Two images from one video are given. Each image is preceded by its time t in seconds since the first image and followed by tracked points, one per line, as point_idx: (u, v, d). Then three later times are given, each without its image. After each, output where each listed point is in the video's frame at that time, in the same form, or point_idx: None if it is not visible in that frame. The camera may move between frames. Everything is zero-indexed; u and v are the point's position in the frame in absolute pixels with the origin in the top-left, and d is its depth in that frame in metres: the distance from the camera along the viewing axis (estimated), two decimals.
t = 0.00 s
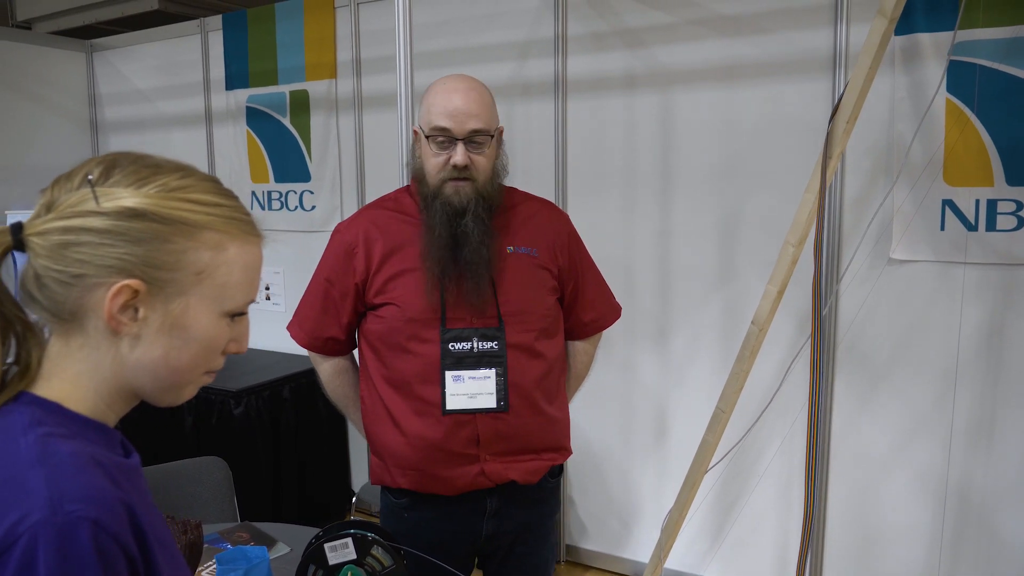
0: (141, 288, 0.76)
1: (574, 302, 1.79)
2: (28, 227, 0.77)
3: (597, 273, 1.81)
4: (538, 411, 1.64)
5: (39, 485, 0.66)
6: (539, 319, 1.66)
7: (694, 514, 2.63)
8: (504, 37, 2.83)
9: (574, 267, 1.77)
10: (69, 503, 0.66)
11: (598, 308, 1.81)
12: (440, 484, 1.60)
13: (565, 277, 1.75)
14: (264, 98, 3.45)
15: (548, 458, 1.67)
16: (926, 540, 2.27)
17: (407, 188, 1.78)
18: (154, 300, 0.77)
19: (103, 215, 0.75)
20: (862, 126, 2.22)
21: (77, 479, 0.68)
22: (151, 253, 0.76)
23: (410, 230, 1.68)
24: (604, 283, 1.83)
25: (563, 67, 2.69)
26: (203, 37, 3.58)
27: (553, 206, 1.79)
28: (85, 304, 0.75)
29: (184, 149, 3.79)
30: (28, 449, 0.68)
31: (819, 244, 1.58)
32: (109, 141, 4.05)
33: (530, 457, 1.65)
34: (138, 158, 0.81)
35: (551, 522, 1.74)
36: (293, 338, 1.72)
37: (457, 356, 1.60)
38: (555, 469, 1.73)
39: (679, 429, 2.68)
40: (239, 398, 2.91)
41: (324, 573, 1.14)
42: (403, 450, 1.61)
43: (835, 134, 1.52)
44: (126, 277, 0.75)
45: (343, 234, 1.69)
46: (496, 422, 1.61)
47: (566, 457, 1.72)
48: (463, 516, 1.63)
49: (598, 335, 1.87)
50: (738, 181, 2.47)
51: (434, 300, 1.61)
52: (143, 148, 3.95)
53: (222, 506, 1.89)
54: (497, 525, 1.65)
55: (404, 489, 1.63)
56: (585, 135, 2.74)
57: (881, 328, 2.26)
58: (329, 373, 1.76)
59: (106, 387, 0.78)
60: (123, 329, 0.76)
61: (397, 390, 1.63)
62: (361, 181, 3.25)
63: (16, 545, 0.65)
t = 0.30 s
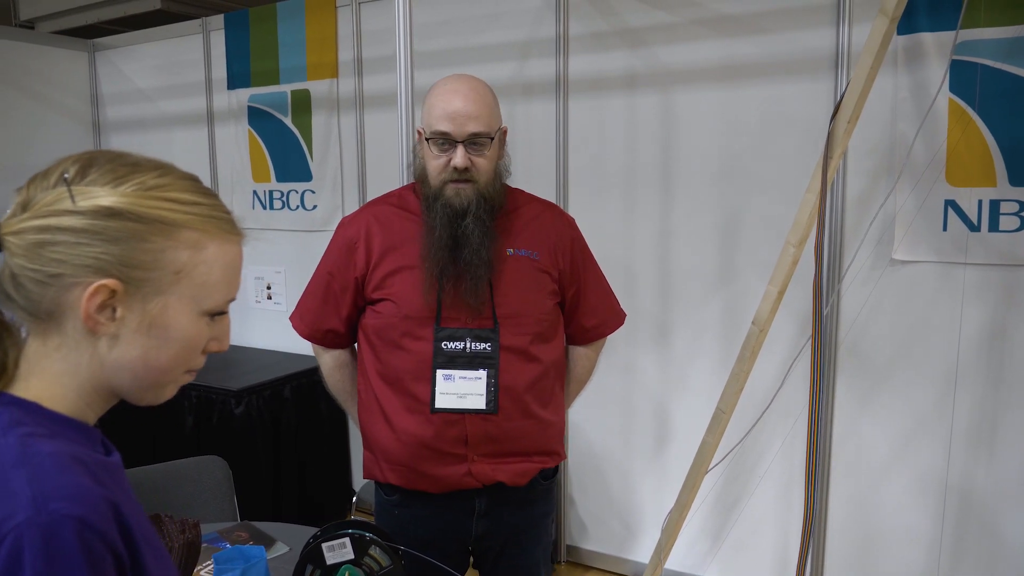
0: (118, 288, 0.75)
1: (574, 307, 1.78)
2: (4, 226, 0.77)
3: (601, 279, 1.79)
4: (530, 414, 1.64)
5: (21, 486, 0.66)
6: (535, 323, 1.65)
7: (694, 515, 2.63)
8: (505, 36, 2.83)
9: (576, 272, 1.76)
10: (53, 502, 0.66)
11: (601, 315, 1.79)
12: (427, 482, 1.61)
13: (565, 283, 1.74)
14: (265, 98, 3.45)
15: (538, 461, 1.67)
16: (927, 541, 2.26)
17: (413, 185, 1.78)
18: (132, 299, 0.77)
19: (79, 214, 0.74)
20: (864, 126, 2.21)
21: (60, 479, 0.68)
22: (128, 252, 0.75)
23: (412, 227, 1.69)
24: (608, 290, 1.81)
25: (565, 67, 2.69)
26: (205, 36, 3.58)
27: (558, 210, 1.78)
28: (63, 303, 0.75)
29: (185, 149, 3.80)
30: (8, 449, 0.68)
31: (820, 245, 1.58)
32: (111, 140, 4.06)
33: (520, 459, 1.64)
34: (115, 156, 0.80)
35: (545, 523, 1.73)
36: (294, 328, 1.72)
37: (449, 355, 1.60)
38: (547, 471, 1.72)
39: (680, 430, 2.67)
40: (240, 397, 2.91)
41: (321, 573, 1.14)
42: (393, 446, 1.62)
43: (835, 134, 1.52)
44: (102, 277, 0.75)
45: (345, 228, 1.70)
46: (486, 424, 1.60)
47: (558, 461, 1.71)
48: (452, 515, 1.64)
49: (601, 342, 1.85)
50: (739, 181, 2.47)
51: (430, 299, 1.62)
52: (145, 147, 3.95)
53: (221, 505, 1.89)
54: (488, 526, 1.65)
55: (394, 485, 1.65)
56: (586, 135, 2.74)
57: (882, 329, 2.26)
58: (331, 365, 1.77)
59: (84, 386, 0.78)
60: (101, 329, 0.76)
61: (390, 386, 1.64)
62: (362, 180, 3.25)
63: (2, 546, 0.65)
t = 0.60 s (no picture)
0: (162, 283, 0.82)
1: (577, 311, 1.78)
2: (18, 273, 0.74)
3: (604, 284, 1.79)
4: (531, 415, 1.63)
5: (23, 486, 0.68)
6: (536, 326, 1.65)
7: (696, 517, 2.62)
8: (507, 37, 2.83)
9: (580, 277, 1.75)
10: (53, 503, 0.68)
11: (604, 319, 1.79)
12: (427, 480, 1.61)
13: (567, 286, 1.74)
14: (268, 99, 3.45)
15: (539, 461, 1.66)
16: (930, 544, 2.25)
17: (420, 185, 1.78)
18: (171, 288, 0.84)
19: (110, 237, 0.76)
20: (867, 126, 2.20)
21: (60, 480, 0.70)
22: (160, 249, 0.81)
23: (417, 227, 1.69)
24: (611, 293, 1.80)
25: (566, 68, 2.69)
26: (208, 37, 3.59)
27: (562, 214, 1.77)
28: (111, 317, 0.79)
29: (189, 150, 3.81)
30: (10, 450, 0.70)
31: (821, 246, 1.57)
32: (115, 141, 4.07)
33: (521, 460, 1.64)
34: (84, 161, 0.80)
35: (547, 524, 1.73)
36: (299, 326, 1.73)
37: (450, 356, 1.60)
38: (548, 472, 1.72)
39: (682, 432, 2.67)
40: (243, 397, 2.91)
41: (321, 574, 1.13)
42: (394, 444, 1.62)
43: (837, 135, 1.52)
44: (148, 280, 0.80)
45: (350, 227, 1.70)
46: (487, 425, 1.60)
47: (559, 463, 1.71)
48: (452, 514, 1.64)
49: (604, 346, 1.85)
50: (742, 182, 2.47)
51: (432, 299, 1.62)
52: (149, 148, 3.96)
53: (223, 505, 1.89)
54: (489, 526, 1.65)
55: (396, 484, 1.65)
56: (589, 136, 2.74)
57: (885, 331, 2.25)
58: (336, 363, 1.77)
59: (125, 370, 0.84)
60: (152, 324, 0.83)
61: (392, 385, 1.64)
62: (365, 181, 3.25)
63: (4, 545, 0.66)
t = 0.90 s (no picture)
0: (159, 279, 0.82)
1: (582, 310, 1.78)
2: (17, 263, 0.74)
3: (607, 282, 1.79)
4: (538, 415, 1.64)
5: (27, 484, 0.68)
6: (542, 325, 1.65)
7: (699, 519, 2.62)
8: (512, 39, 2.83)
9: (583, 275, 1.76)
10: (57, 500, 0.69)
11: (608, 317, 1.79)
12: (434, 481, 1.61)
13: (572, 284, 1.74)
14: (274, 101, 3.47)
15: (546, 461, 1.66)
16: (935, 547, 2.24)
17: (423, 186, 1.78)
18: (168, 284, 0.85)
19: (109, 230, 0.77)
20: (872, 128, 2.20)
21: (64, 478, 0.70)
22: (159, 245, 0.82)
23: (422, 229, 1.69)
24: (615, 292, 1.81)
25: (570, 71, 2.69)
26: (214, 40, 3.61)
27: (564, 212, 1.78)
28: (109, 312, 0.79)
29: (195, 152, 3.82)
30: (15, 450, 0.70)
31: (824, 247, 1.58)
32: (122, 143, 4.09)
33: (528, 460, 1.64)
34: (86, 159, 0.81)
35: (551, 525, 1.73)
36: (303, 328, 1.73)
37: (457, 356, 1.60)
38: (555, 472, 1.72)
39: (686, 434, 2.67)
40: (248, 398, 2.92)
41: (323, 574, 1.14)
42: (401, 445, 1.62)
43: (839, 137, 1.51)
44: (145, 275, 0.81)
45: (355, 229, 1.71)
46: (494, 425, 1.61)
47: (565, 463, 1.71)
48: (457, 515, 1.64)
49: (608, 344, 1.85)
50: (746, 184, 2.46)
51: (438, 300, 1.62)
52: (156, 150, 3.98)
53: (227, 506, 1.90)
54: (495, 527, 1.65)
55: (402, 485, 1.65)
56: (592, 137, 2.74)
57: (889, 333, 2.24)
58: (341, 365, 1.78)
59: (122, 370, 0.84)
60: (149, 320, 0.83)
61: (398, 386, 1.64)
62: (369, 182, 3.26)
63: (8, 543, 0.67)
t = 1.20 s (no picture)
0: (158, 274, 0.83)
1: (584, 309, 1.79)
2: (18, 262, 0.76)
3: (609, 280, 1.80)
4: (541, 413, 1.64)
5: (37, 475, 0.70)
6: (545, 324, 1.66)
7: (704, 520, 2.62)
8: (517, 41, 2.84)
9: (585, 274, 1.76)
10: (66, 490, 0.70)
11: (610, 315, 1.80)
12: (438, 481, 1.62)
13: (574, 283, 1.75)
14: (281, 103, 3.48)
15: (549, 460, 1.67)
16: (940, 550, 2.23)
17: (426, 186, 1.79)
18: (167, 280, 0.85)
19: (107, 227, 0.78)
20: (876, 129, 2.19)
21: (73, 468, 0.71)
22: (157, 241, 0.83)
23: (424, 228, 1.70)
24: (616, 291, 1.81)
25: (575, 72, 2.70)
26: (222, 43, 3.63)
27: (566, 211, 1.78)
28: (110, 307, 0.80)
29: (202, 153, 3.85)
30: (25, 441, 0.72)
31: (827, 249, 1.58)
32: (131, 145, 4.13)
33: (530, 459, 1.65)
34: (85, 159, 0.82)
35: (555, 526, 1.74)
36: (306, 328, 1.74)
37: (461, 356, 1.61)
38: (558, 472, 1.73)
39: (691, 436, 2.66)
40: (254, 398, 2.94)
41: (326, 572, 1.15)
42: (404, 445, 1.63)
43: (842, 139, 1.51)
44: (145, 271, 0.82)
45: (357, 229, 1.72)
46: (497, 424, 1.62)
47: (568, 462, 1.72)
48: (460, 515, 1.65)
49: (609, 342, 1.86)
50: (750, 185, 2.46)
51: (441, 300, 1.63)
52: (164, 151, 4.01)
53: (234, 505, 1.91)
54: (498, 527, 1.66)
55: (406, 485, 1.66)
56: (597, 139, 2.74)
57: (894, 335, 2.24)
58: (344, 366, 1.79)
59: (126, 366, 0.85)
60: (150, 315, 0.84)
61: (401, 386, 1.65)
62: (375, 184, 3.27)
63: (17, 533, 0.68)
